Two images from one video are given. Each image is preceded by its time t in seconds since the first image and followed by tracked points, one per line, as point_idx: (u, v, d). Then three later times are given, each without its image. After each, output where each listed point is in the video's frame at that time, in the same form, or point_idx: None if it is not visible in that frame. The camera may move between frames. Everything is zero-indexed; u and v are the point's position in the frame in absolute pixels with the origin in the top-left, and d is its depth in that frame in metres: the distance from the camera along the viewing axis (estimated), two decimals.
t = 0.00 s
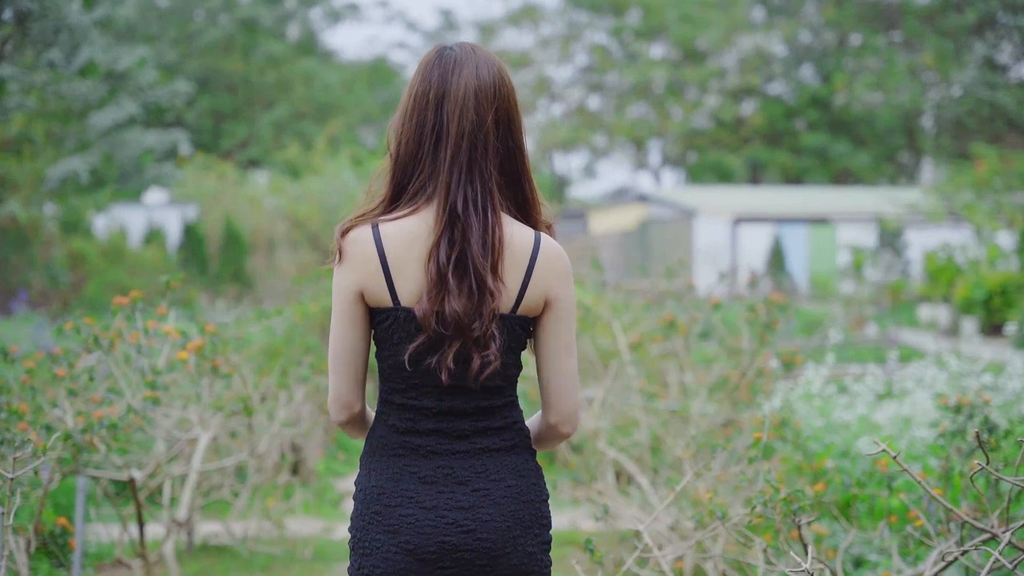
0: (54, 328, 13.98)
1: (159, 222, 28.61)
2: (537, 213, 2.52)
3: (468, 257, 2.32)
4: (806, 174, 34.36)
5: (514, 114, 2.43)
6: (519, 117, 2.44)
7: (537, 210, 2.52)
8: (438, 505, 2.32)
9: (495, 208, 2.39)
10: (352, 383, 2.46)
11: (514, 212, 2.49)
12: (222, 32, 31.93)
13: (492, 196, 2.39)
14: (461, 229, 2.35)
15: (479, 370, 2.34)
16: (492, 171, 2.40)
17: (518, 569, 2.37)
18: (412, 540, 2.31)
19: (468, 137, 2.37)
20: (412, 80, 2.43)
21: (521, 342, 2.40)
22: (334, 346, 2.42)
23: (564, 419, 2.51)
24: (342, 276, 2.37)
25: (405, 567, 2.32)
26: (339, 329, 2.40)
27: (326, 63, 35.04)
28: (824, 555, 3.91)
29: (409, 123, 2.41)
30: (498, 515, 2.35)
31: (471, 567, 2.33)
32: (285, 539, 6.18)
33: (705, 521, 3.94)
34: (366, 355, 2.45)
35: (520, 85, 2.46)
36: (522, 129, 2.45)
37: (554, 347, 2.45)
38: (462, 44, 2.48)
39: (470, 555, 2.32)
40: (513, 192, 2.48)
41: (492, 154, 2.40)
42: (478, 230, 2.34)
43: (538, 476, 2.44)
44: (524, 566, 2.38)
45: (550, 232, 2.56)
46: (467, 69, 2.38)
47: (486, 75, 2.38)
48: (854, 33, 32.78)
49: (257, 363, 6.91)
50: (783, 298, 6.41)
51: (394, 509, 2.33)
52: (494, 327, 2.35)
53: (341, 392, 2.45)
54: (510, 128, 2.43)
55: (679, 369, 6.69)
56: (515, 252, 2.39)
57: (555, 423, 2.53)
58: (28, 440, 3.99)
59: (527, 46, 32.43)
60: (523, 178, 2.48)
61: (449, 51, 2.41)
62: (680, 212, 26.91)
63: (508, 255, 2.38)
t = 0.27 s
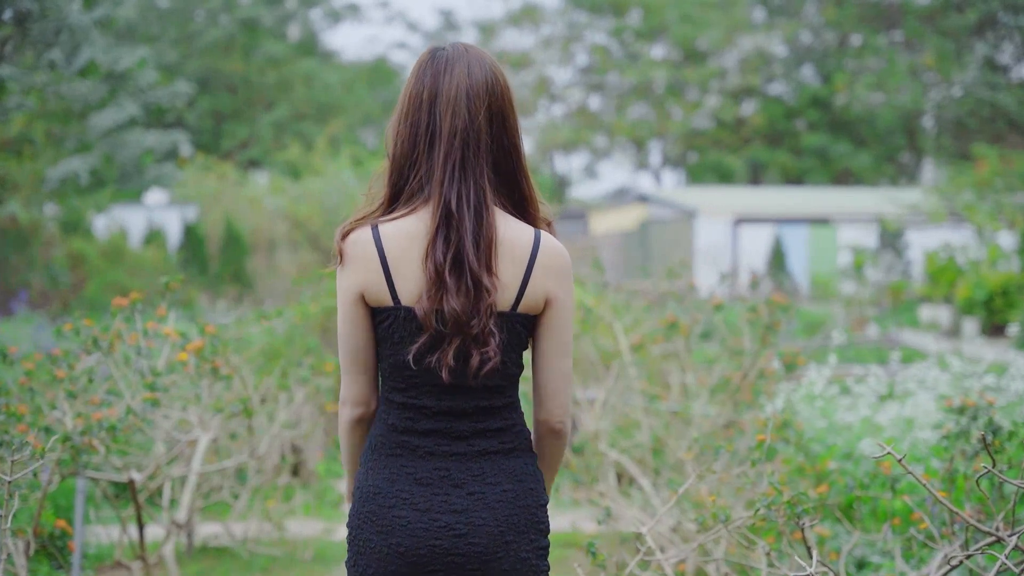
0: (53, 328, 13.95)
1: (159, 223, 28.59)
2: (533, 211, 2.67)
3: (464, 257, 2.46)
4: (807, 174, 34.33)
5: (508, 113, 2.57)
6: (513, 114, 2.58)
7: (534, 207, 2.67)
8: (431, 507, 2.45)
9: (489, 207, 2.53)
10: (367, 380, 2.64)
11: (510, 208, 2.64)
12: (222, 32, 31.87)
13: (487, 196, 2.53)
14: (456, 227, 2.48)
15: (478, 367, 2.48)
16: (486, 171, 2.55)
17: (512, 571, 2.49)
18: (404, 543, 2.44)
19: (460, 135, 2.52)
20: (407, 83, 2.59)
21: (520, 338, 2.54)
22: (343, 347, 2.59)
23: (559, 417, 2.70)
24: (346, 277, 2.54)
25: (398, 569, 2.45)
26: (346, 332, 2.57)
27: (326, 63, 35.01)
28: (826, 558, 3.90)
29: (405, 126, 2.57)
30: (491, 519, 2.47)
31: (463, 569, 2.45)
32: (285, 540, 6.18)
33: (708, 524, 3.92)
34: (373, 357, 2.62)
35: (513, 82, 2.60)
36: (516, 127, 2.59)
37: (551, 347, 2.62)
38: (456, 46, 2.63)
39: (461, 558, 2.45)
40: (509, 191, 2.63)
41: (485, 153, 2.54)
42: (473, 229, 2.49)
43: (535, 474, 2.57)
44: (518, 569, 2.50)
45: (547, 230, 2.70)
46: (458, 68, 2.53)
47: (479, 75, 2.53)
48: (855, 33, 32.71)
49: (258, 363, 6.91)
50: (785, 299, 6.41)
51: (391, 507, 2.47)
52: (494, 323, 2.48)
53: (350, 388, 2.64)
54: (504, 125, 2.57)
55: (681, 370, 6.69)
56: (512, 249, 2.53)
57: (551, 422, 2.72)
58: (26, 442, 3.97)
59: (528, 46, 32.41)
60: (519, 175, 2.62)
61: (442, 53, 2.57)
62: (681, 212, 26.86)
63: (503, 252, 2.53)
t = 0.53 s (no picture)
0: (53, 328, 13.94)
1: (160, 222, 28.58)
2: (532, 208, 2.66)
3: (457, 256, 2.45)
4: (808, 174, 34.32)
5: (504, 111, 2.56)
6: (510, 113, 2.58)
7: (532, 205, 2.66)
8: (424, 508, 2.46)
9: (484, 204, 2.52)
10: (359, 376, 2.59)
11: (507, 206, 2.63)
12: (223, 32, 31.85)
13: (482, 195, 2.53)
14: (450, 227, 2.49)
15: (471, 364, 2.46)
16: (481, 171, 2.54)
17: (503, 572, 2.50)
18: (394, 542, 2.46)
19: (456, 135, 2.51)
20: (405, 81, 2.58)
21: (517, 335, 2.53)
22: (339, 346, 2.59)
23: (558, 415, 2.61)
24: (345, 274, 2.55)
25: (389, 567, 2.47)
26: (343, 328, 2.57)
27: (327, 62, 35.01)
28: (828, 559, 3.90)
29: (402, 124, 2.57)
30: (483, 520, 2.47)
31: (453, 569, 2.46)
32: (285, 540, 6.18)
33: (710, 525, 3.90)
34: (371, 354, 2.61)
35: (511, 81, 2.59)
36: (513, 125, 2.59)
37: (550, 344, 2.58)
38: (454, 44, 2.62)
39: (453, 558, 2.46)
40: (506, 190, 2.62)
41: (480, 152, 2.54)
42: (467, 229, 2.48)
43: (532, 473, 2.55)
44: (510, 569, 2.50)
45: (546, 228, 2.69)
46: (454, 68, 2.53)
47: (474, 75, 2.52)
48: (856, 32, 32.69)
49: (258, 364, 6.90)
50: (787, 299, 6.38)
51: (384, 506, 2.48)
52: (487, 320, 2.47)
53: (345, 387, 2.59)
54: (500, 124, 2.56)
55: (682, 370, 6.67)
56: (506, 247, 2.52)
57: (548, 418, 2.62)
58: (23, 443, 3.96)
59: (528, 45, 32.39)
60: (516, 173, 2.61)
61: (438, 52, 2.56)
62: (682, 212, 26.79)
63: (498, 250, 2.52)
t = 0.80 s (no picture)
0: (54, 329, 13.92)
1: (161, 222, 28.58)
2: (530, 210, 2.67)
3: (451, 260, 2.48)
4: (809, 174, 34.30)
5: (501, 115, 2.60)
6: (507, 117, 2.61)
7: (530, 207, 2.68)
8: (419, 509, 2.46)
9: (479, 208, 2.56)
10: (353, 372, 2.56)
11: (503, 208, 2.65)
12: (224, 32, 31.83)
13: (477, 198, 2.56)
14: (446, 231, 2.51)
15: (465, 368, 2.48)
16: (476, 176, 2.58)
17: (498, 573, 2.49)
18: (390, 543, 2.46)
19: (452, 141, 2.55)
20: (402, 87, 2.62)
21: (514, 334, 2.54)
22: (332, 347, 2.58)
23: (564, 410, 2.57)
24: (340, 276, 2.56)
25: (385, 568, 2.47)
26: (338, 329, 2.56)
27: (328, 62, 35.01)
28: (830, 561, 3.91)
29: (400, 128, 2.61)
30: (478, 520, 2.47)
31: (447, 569, 2.46)
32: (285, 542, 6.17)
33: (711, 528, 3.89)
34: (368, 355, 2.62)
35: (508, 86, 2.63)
36: (510, 129, 2.62)
37: (547, 345, 2.58)
38: (451, 49, 2.65)
39: (447, 559, 2.46)
40: (502, 194, 2.65)
41: (475, 157, 2.57)
42: (462, 232, 2.51)
43: (529, 471, 2.54)
44: (506, 570, 2.49)
45: (543, 229, 2.70)
46: (451, 74, 2.56)
47: (470, 80, 2.56)
48: (858, 32, 32.68)
49: (259, 364, 6.88)
50: (790, 299, 6.37)
51: (379, 507, 2.48)
52: (481, 323, 2.50)
53: (339, 379, 2.56)
54: (496, 128, 2.59)
55: (683, 371, 6.66)
56: (501, 249, 2.54)
57: (554, 416, 2.57)
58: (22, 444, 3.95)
59: (529, 45, 32.37)
60: (511, 176, 2.64)
61: (435, 57, 2.60)
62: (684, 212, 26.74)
63: (492, 253, 2.54)
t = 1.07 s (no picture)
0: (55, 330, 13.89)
1: (162, 223, 28.57)
2: (528, 214, 2.67)
3: (448, 265, 2.49)
4: (811, 174, 34.29)
5: (497, 121, 2.60)
6: (503, 124, 2.62)
7: (527, 211, 2.67)
8: (416, 511, 2.46)
9: (474, 213, 2.56)
10: (354, 373, 2.57)
11: (500, 214, 2.65)
12: (226, 32, 31.82)
13: (473, 203, 2.57)
14: (441, 238, 2.52)
15: (463, 372, 2.48)
16: (472, 183, 2.58)
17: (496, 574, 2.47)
18: (388, 547, 2.46)
19: (447, 149, 2.56)
20: (399, 95, 2.64)
21: (511, 337, 2.54)
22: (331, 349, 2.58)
23: (561, 405, 2.54)
24: (337, 281, 2.57)
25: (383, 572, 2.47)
26: (335, 334, 2.57)
27: (329, 62, 34.99)
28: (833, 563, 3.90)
29: (397, 136, 2.63)
30: (475, 522, 2.46)
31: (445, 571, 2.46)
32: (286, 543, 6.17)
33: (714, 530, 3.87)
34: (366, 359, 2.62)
35: (504, 92, 2.64)
36: (506, 135, 2.63)
37: (543, 348, 2.56)
38: (448, 57, 2.66)
39: (444, 561, 2.45)
40: (499, 200, 2.65)
41: (470, 164, 2.58)
42: (457, 238, 2.52)
43: (526, 472, 2.53)
44: (504, 571, 2.48)
45: (542, 232, 2.70)
46: (446, 81, 2.58)
47: (466, 88, 2.57)
48: (859, 32, 32.69)
49: (260, 365, 6.87)
50: (792, 299, 6.34)
51: (377, 511, 2.48)
52: (477, 328, 2.50)
53: (339, 378, 2.56)
54: (492, 135, 2.60)
55: (685, 371, 6.65)
56: (495, 255, 2.54)
57: (552, 408, 2.56)
58: (21, 445, 3.93)
59: (531, 45, 32.38)
60: (508, 182, 2.64)
61: (431, 64, 2.61)
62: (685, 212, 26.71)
63: (488, 258, 2.54)
